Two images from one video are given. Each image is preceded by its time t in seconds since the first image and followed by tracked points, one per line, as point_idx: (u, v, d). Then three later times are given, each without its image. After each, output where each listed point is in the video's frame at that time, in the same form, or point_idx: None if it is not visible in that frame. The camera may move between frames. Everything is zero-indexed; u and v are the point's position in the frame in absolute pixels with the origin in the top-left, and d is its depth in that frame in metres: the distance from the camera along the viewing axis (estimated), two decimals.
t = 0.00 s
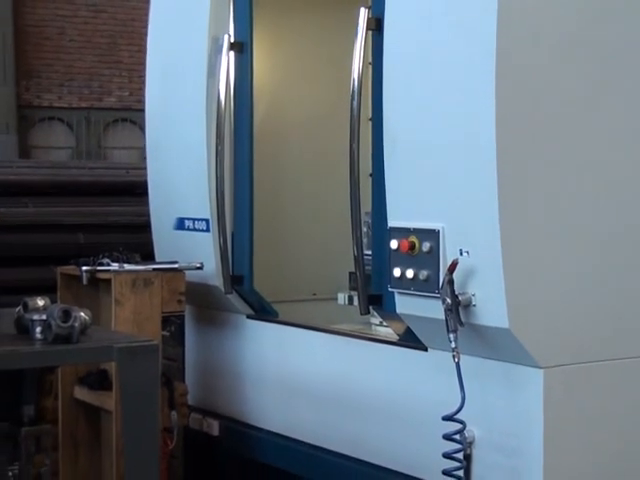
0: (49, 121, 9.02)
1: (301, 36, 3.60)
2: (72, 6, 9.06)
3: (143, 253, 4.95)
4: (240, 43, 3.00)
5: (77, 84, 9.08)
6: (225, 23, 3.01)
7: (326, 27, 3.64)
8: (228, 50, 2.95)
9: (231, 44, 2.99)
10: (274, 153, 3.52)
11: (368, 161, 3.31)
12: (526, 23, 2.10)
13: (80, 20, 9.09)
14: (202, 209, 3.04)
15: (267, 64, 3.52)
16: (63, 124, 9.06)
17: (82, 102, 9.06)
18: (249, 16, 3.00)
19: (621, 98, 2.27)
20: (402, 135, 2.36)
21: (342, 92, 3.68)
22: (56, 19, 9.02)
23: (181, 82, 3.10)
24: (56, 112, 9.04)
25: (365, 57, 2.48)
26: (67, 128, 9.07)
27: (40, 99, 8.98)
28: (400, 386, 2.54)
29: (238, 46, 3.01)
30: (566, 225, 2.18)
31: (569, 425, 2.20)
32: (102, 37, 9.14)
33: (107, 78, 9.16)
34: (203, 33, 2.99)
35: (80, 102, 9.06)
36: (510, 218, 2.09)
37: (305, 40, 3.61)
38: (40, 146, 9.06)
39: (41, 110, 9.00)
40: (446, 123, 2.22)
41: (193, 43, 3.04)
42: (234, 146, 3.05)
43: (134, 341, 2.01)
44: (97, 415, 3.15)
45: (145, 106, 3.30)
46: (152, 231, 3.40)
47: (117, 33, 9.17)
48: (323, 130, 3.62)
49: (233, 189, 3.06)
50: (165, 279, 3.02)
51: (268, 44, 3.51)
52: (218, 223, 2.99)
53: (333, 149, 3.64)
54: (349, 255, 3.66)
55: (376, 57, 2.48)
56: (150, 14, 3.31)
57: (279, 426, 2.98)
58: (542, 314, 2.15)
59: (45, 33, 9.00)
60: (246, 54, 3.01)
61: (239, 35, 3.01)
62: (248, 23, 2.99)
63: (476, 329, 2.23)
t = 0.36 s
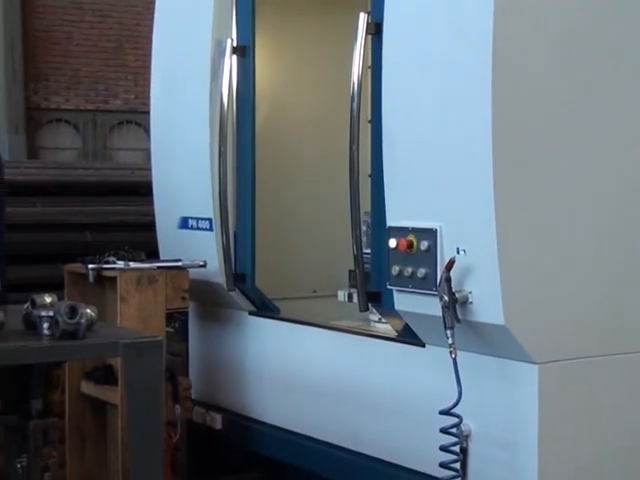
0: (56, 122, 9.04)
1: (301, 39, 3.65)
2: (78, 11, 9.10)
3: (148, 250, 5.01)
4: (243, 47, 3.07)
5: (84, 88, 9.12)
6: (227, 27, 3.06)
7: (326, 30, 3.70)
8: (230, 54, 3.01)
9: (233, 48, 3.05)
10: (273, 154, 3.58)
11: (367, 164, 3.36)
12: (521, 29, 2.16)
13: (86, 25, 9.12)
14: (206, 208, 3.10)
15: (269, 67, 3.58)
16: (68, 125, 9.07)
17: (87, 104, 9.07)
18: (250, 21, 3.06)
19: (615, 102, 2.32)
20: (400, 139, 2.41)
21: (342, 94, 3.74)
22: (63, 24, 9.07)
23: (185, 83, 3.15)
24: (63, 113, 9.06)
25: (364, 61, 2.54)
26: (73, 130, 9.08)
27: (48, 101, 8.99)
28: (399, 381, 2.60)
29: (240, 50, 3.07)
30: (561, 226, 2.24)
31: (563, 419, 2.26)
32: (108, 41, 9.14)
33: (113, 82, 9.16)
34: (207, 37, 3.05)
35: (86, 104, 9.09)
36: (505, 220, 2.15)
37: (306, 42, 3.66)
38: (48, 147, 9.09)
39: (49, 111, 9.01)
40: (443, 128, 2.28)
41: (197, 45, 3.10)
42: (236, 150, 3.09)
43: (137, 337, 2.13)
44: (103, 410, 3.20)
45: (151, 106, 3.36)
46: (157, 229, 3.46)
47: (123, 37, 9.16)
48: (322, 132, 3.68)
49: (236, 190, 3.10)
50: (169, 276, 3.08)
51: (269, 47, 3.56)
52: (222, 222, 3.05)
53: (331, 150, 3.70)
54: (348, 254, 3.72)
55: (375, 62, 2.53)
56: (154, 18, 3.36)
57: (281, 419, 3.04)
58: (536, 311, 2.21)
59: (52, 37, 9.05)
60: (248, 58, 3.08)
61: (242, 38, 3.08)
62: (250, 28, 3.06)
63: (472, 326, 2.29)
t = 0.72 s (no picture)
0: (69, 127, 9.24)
1: (302, 46, 3.75)
2: (87, 19, 9.24)
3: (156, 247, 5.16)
4: (246, 55, 3.14)
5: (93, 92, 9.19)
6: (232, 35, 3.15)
7: (326, 35, 3.81)
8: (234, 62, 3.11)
9: (237, 56, 3.13)
10: (273, 160, 3.66)
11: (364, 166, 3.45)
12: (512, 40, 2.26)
13: (96, 33, 9.24)
14: (210, 208, 3.20)
15: (272, 73, 3.66)
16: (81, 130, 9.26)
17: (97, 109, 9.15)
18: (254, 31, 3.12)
19: (602, 110, 2.43)
20: (398, 148, 2.52)
21: (341, 99, 3.85)
22: (75, 32, 9.21)
23: (191, 85, 3.26)
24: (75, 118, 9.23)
25: (363, 67, 2.66)
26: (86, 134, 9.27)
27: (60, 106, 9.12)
28: (395, 374, 2.71)
29: (244, 57, 3.14)
30: (551, 228, 2.35)
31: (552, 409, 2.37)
32: (116, 48, 9.25)
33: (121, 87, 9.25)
34: (212, 44, 3.16)
35: (95, 109, 9.16)
36: (497, 224, 2.26)
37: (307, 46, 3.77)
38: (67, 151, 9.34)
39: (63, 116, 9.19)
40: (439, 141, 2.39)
41: (202, 50, 3.20)
42: (240, 153, 3.18)
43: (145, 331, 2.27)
44: (112, 400, 3.33)
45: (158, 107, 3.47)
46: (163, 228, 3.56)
47: (131, 44, 9.29)
48: (322, 137, 3.78)
49: (239, 192, 3.19)
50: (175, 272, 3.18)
51: (271, 55, 3.65)
52: (225, 221, 3.16)
53: (329, 159, 3.80)
54: (345, 258, 3.84)
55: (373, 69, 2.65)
56: (163, 24, 3.48)
57: (282, 410, 3.16)
58: (526, 308, 2.31)
59: (65, 46, 9.18)
60: (251, 65, 3.15)
61: (245, 47, 3.15)
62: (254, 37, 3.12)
63: (466, 320, 2.40)
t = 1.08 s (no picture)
0: (77, 130, 9.17)
1: (301, 51, 3.86)
2: (97, 28, 9.19)
3: (162, 246, 5.25)
4: (249, 62, 3.25)
5: (101, 97, 9.19)
6: (235, 41, 3.27)
7: (325, 41, 3.93)
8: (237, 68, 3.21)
9: (240, 62, 3.24)
10: (272, 165, 3.80)
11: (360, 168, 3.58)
12: (503, 51, 2.36)
13: (104, 41, 9.21)
14: (214, 207, 3.32)
15: (272, 80, 3.76)
16: (88, 132, 9.19)
17: (105, 114, 9.17)
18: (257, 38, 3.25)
19: (592, 115, 2.53)
20: (395, 159, 2.63)
21: (340, 104, 3.97)
22: (84, 40, 9.15)
23: (195, 87, 3.37)
24: (83, 122, 9.16)
25: (359, 73, 2.79)
26: (92, 136, 9.22)
27: (69, 110, 9.09)
28: (390, 365, 2.84)
29: (246, 64, 3.26)
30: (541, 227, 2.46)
31: (539, 398, 2.49)
32: (124, 57, 9.23)
33: (128, 92, 9.26)
34: (215, 49, 3.25)
35: (103, 114, 9.18)
36: (488, 228, 2.37)
37: (306, 52, 3.88)
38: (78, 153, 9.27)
39: (72, 119, 9.13)
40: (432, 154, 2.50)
41: (206, 55, 3.31)
42: (242, 157, 3.30)
43: (149, 324, 2.53)
44: (120, 391, 3.46)
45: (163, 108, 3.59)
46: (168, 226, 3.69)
47: (138, 53, 9.27)
48: (320, 139, 3.92)
49: (241, 192, 3.31)
50: (180, 270, 3.30)
51: (271, 63, 3.75)
52: (228, 220, 3.27)
53: (324, 168, 3.93)
54: (339, 261, 3.98)
55: (368, 75, 2.77)
56: (168, 31, 3.58)
57: (282, 399, 3.29)
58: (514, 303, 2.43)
59: (73, 52, 9.12)
60: (254, 71, 3.26)
61: (248, 54, 3.27)
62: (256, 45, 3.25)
63: (457, 315, 2.52)
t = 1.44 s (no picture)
0: (85, 133, 8.65)
1: (300, 58, 4.02)
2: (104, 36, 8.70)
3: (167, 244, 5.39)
4: (249, 67, 3.37)
5: (109, 102, 8.71)
6: (236, 47, 3.40)
7: (322, 49, 4.10)
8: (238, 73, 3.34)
9: (241, 68, 3.36)
10: (272, 167, 3.95)
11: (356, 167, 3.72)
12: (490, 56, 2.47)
13: (111, 49, 8.75)
14: (216, 206, 3.45)
15: (274, 83, 3.91)
16: (96, 136, 8.69)
17: (112, 118, 8.69)
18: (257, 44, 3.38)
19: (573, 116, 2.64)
20: (389, 163, 2.75)
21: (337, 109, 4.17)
22: (92, 48, 8.67)
23: (197, 90, 3.50)
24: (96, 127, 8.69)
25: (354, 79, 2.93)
26: (99, 140, 8.71)
27: (77, 114, 8.58)
28: (385, 356, 2.97)
29: (246, 70, 3.38)
30: (529, 224, 2.56)
31: (527, 386, 2.60)
32: (129, 64, 8.81)
33: (133, 97, 8.79)
34: (218, 55, 3.38)
35: (110, 118, 8.70)
36: (477, 228, 2.47)
37: (306, 59, 4.05)
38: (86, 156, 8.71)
39: (80, 123, 8.61)
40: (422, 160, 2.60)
41: (208, 59, 3.43)
42: (243, 160, 3.41)
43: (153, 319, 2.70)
44: (128, 382, 3.60)
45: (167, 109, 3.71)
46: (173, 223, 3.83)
47: (143, 60, 8.85)
48: (317, 141, 4.08)
49: (242, 191, 3.44)
50: (184, 267, 3.43)
51: (273, 69, 3.91)
52: (231, 218, 3.42)
53: (324, 169, 4.10)
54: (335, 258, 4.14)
55: (363, 81, 2.91)
56: (172, 38, 3.71)
57: (283, 389, 3.42)
58: (504, 295, 2.53)
59: (81, 59, 8.64)
60: (254, 76, 3.38)
61: (248, 60, 3.39)
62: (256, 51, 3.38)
63: (449, 307, 2.63)
